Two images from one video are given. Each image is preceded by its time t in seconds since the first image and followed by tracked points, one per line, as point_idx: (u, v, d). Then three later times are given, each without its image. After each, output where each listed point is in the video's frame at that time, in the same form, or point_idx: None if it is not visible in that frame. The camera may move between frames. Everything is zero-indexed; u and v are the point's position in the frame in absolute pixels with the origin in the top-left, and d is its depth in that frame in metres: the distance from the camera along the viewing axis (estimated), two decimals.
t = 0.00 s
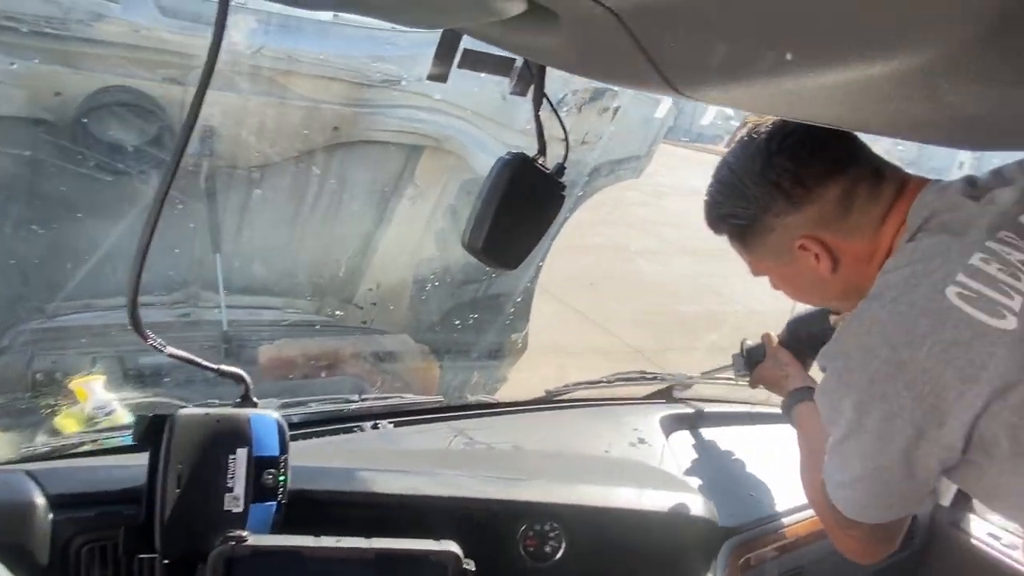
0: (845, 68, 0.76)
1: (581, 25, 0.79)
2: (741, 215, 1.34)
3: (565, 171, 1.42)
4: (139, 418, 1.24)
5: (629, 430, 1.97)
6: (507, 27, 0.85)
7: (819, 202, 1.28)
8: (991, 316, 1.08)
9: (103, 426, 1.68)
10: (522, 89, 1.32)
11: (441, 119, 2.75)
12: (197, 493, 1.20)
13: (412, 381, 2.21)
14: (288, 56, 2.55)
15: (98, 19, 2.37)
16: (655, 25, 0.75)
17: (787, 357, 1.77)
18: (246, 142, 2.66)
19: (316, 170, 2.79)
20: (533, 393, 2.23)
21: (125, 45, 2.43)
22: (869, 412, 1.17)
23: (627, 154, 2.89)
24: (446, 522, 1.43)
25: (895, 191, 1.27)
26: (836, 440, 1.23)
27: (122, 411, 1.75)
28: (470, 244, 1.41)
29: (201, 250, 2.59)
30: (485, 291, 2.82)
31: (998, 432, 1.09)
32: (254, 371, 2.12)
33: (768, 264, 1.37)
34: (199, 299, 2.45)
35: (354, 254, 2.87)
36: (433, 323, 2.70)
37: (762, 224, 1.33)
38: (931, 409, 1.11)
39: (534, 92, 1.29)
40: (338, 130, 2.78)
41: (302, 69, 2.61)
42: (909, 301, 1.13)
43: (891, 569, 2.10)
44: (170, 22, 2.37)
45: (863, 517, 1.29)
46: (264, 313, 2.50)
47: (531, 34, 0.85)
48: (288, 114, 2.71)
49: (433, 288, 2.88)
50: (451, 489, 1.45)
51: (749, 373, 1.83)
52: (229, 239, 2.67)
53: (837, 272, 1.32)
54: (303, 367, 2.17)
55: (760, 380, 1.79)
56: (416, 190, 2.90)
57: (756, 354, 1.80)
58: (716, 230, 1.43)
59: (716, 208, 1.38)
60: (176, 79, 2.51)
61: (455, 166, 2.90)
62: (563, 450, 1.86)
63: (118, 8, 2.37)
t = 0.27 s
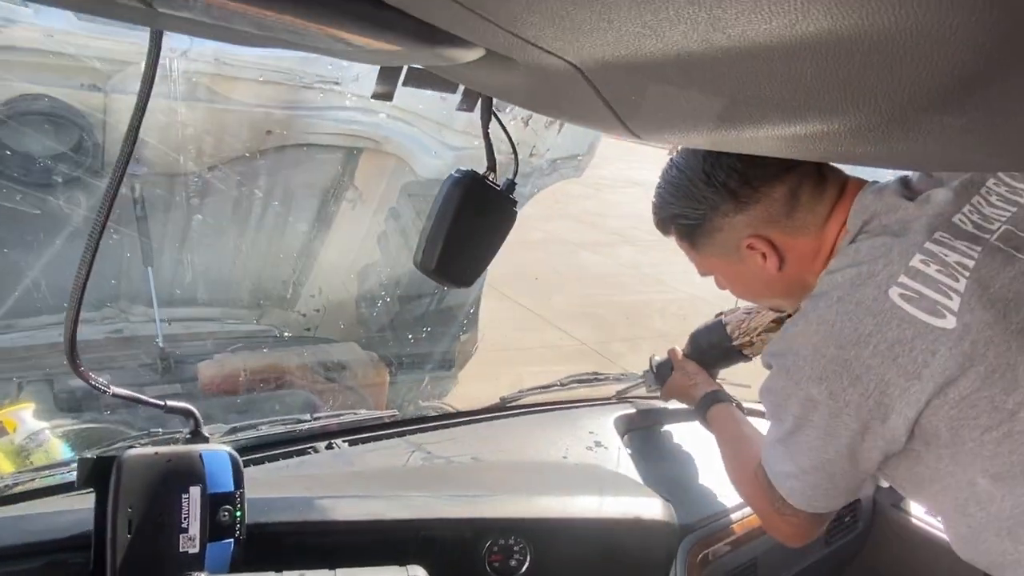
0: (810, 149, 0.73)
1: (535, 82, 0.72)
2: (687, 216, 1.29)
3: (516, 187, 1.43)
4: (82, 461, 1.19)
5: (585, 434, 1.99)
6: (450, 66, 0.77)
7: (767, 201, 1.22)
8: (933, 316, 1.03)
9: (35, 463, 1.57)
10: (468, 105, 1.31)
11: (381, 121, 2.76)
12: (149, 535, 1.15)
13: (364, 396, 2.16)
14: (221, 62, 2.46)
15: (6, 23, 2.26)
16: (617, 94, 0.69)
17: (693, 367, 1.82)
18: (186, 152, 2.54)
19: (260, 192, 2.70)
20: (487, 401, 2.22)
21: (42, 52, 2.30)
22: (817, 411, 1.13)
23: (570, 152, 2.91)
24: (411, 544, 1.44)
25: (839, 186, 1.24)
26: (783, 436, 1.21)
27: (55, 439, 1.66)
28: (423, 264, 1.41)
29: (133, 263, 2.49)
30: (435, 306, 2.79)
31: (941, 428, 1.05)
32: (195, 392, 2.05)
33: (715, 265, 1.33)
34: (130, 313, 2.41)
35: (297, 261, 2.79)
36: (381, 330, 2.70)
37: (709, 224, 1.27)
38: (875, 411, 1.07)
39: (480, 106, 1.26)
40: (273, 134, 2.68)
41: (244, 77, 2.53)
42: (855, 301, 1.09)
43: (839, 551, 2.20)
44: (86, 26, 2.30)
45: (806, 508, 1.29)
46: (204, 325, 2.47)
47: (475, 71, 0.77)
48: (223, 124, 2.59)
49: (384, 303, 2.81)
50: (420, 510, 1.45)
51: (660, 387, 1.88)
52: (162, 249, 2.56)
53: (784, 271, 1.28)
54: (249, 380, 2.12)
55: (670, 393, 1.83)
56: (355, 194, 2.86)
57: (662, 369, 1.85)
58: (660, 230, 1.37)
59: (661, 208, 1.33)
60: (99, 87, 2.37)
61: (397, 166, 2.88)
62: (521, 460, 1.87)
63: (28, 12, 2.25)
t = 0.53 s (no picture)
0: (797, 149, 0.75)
1: (525, 87, 0.73)
2: (667, 202, 1.30)
3: (505, 180, 1.43)
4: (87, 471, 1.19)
5: (582, 419, 2.03)
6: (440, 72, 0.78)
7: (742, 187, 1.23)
8: (916, 294, 1.04)
9: (35, 471, 1.58)
10: (455, 100, 1.31)
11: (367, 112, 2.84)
12: (159, 539, 1.17)
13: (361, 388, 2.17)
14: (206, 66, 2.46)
15: None
16: (607, 98, 0.70)
17: (678, 338, 1.89)
18: (172, 151, 2.50)
19: (251, 194, 2.66)
20: (483, 390, 2.25)
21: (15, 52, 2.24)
22: (805, 391, 1.16)
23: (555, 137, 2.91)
24: (416, 538, 1.46)
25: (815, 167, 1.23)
26: (774, 418, 1.25)
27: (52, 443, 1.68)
28: (418, 261, 1.41)
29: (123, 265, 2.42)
30: (429, 299, 2.78)
31: (926, 404, 1.08)
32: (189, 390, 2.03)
33: (697, 247, 1.35)
34: (120, 314, 2.28)
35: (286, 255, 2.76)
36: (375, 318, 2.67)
37: (688, 211, 1.29)
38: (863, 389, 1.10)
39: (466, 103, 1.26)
40: (254, 128, 2.68)
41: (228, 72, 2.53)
42: (839, 282, 1.10)
43: (832, 521, 2.25)
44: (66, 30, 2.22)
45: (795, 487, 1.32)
46: (197, 324, 2.37)
47: (464, 75, 0.79)
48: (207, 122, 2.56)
49: (379, 299, 2.78)
50: (419, 504, 1.47)
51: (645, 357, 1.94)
52: (150, 251, 2.44)
53: (763, 254, 1.31)
54: (245, 377, 2.12)
55: (657, 363, 1.91)
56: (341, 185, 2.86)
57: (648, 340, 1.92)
58: (642, 213, 1.39)
59: (641, 194, 1.34)
60: (76, 88, 2.40)
61: (380, 156, 2.94)
62: (520, 447, 1.89)
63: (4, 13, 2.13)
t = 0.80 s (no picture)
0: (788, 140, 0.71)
1: (502, 71, 0.70)
2: (657, 191, 1.26)
3: (492, 165, 1.39)
4: (58, 463, 1.17)
5: (572, 406, 2.01)
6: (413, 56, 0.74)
7: (737, 174, 1.19)
8: (910, 287, 1.00)
9: (21, 456, 1.57)
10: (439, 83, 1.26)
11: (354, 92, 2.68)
12: (134, 532, 1.15)
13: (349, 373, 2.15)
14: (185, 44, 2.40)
15: None
16: (588, 86, 0.67)
17: (676, 333, 1.85)
18: (144, 133, 2.41)
19: (228, 178, 2.63)
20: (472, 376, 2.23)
21: None
22: (793, 386, 1.13)
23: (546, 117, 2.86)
24: (399, 529, 1.44)
25: (810, 154, 1.20)
26: (763, 414, 1.22)
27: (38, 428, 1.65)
28: (401, 248, 1.38)
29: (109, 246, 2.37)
30: (417, 284, 2.74)
31: (918, 400, 1.04)
32: (178, 370, 1.98)
33: (687, 238, 1.31)
34: (109, 297, 2.26)
35: (275, 240, 2.73)
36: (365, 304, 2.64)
37: (679, 199, 1.24)
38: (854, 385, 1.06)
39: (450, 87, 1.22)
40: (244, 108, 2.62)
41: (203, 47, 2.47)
42: (831, 275, 1.07)
43: (823, 509, 2.24)
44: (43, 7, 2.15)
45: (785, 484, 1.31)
46: (183, 305, 2.35)
47: (439, 58, 0.75)
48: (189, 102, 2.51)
49: (365, 283, 2.74)
50: (404, 495, 1.45)
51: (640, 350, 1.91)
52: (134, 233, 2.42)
53: (755, 244, 1.27)
54: (233, 360, 2.08)
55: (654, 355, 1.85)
56: (332, 166, 2.82)
57: (645, 333, 1.88)
58: (629, 203, 1.34)
59: (630, 182, 1.29)
60: (61, 65, 2.29)
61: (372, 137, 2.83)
62: (508, 434, 1.87)
63: None
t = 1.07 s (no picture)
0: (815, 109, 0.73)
1: (539, 41, 0.70)
2: (680, 162, 1.24)
3: (518, 142, 1.40)
4: (96, 427, 1.20)
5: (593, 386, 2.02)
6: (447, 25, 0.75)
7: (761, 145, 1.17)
8: (947, 264, 1.01)
9: (54, 424, 1.66)
10: (468, 57, 1.26)
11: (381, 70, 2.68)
12: (169, 496, 1.18)
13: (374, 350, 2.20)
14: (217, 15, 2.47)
15: None
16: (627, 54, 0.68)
17: (665, 310, 1.86)
18: (176, 108, 2.51)
19: (258, 153, 2.64)
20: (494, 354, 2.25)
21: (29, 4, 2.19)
22: (816, 363, 1.12)
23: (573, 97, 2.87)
24: (423, 500, 1.46)
25: (835, 127, 1.18)
26: (779, 388, 1.21)
27: (71, 399, 1.71)
28: (426, 224, 1.38)
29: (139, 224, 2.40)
30: (441, 263, 2.72)
31: (946, 378, 1.05)
32: (210, 350, 2.04)
33: (708, 212, 1.29)
34: (137, 273, 2.28)
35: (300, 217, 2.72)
36: (391, 279, 2.62)
37: (702, 172, 1.23)
38: (880, 364, 1.06)
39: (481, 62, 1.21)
40: (272, 86, 2.68)
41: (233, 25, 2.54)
42: (862, 250, 1.05)
43: (845, 494, 2.24)
44: None
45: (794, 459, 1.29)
46: (212, 281, 2.36)
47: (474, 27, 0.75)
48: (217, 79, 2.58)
49: (390, 261, 2.70)
50: (428, 467, 1.48)
51: (630, 329, 1.92)
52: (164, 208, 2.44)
53: (778, 219, 1.25)
54: (260, 336, 2.13)
55: (642, 334, 1.88)
56: (358, 145, 2.81)
57: (635, 311, 1.90)
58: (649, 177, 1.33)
59: (651, 155, 1.28)
60: (92, 41, 2.30)
61: (398, 117, 2.81)
62: (531, 412, 1.89)
63: None
